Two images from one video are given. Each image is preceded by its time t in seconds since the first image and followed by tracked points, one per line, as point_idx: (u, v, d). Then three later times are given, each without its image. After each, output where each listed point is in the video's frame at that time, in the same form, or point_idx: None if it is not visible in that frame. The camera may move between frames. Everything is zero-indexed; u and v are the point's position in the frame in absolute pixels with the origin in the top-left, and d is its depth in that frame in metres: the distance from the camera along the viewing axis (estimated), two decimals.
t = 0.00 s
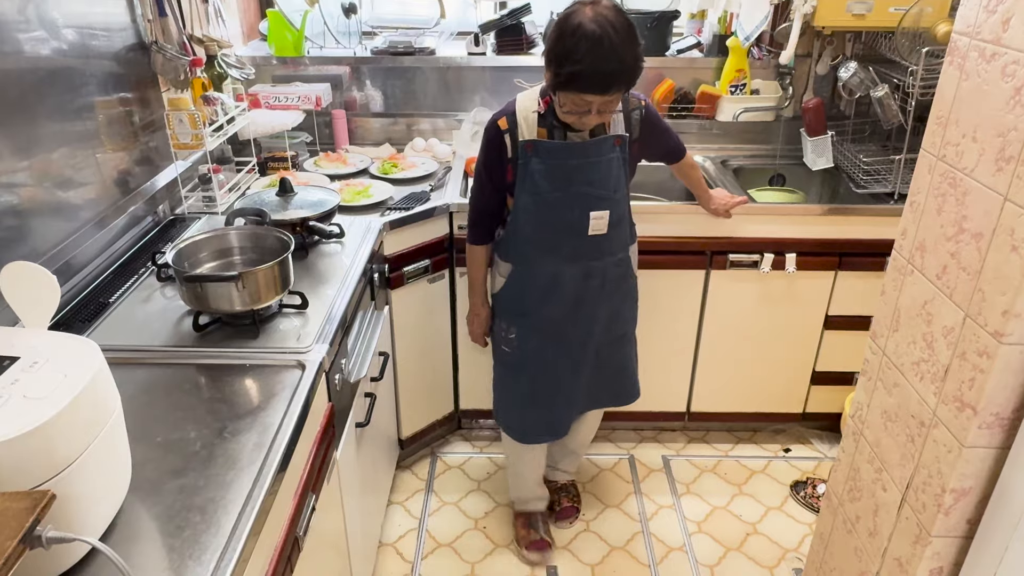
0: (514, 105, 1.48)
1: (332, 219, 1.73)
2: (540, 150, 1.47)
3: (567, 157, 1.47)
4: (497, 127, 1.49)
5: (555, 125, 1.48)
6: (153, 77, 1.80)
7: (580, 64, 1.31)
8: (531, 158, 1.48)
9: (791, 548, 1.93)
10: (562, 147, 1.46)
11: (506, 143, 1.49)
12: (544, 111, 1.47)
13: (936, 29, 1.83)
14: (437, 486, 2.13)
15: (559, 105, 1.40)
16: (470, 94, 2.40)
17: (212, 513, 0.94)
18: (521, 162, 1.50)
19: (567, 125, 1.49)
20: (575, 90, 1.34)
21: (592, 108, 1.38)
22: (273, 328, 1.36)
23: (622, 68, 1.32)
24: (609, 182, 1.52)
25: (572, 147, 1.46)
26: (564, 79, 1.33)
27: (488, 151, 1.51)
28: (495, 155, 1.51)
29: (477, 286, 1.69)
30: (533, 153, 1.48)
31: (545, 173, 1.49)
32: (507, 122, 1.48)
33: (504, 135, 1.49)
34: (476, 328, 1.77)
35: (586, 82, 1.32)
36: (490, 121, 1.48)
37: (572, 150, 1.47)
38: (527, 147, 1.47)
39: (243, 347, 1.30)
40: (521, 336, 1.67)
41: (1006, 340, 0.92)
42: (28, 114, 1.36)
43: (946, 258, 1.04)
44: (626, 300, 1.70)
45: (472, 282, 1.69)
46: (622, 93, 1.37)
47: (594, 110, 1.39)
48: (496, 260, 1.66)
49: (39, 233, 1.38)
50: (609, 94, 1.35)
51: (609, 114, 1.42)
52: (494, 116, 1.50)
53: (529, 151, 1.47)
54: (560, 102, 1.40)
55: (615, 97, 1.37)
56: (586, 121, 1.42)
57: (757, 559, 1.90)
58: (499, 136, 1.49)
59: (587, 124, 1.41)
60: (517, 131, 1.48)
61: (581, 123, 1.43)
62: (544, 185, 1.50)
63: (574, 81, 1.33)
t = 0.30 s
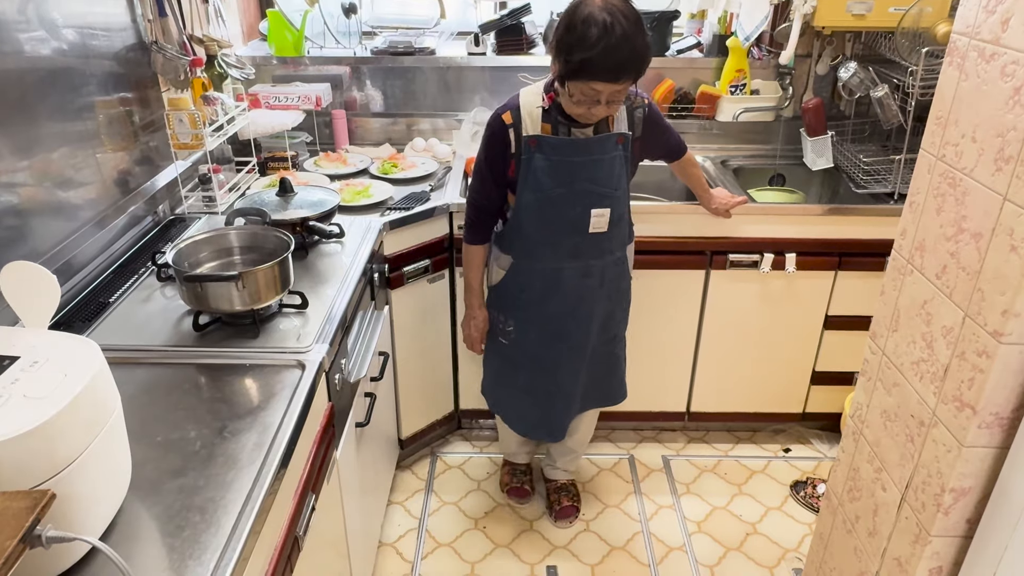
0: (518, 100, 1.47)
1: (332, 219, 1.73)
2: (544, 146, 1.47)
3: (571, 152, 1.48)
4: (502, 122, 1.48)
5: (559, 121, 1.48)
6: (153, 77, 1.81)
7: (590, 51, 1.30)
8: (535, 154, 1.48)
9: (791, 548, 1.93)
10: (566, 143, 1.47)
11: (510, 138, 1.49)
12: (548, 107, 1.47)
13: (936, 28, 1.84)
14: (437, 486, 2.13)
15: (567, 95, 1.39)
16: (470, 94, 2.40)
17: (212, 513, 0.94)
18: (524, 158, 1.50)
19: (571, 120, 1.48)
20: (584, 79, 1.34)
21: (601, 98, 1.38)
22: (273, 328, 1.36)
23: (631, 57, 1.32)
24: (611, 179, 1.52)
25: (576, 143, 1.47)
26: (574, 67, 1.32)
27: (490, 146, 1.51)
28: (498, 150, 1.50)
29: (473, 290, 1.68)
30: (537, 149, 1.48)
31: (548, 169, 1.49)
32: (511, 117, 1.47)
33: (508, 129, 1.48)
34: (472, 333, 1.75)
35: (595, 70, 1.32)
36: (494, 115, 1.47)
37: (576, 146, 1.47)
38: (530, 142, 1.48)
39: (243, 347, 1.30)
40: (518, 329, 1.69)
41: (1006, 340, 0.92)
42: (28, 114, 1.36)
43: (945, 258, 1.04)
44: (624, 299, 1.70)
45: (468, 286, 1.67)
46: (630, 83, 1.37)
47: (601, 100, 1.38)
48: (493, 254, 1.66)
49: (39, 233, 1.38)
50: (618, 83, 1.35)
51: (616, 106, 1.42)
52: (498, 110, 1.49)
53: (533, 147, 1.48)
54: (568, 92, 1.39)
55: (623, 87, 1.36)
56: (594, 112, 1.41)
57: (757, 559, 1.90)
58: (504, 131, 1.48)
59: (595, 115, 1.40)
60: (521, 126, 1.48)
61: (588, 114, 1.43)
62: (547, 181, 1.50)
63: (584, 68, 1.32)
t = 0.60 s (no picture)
0: (512, 100, 1.49)
1: (333, 220, 1.73)
2: (538, 146, 1.48)
3: (565, 152, 1.48)
4: (495, 123, 1.50)
5: (552, 121, 1.49)
6: (155, 78, 1.81)
7: (571, 45, 1.31)
8: (529, 153, 1.49)
9: (792, 549, 1.94)
10: (559, 143, 1.47)
11: (503, 138, 1.50)
12: (541, 107, 1.48)
13: (936, 30, 1.85)
14: (438, 487, 2.14)
15: (553, 92, 1.40)
16: (471, 95, 2.41)
17: (214, 513, 0.94)
18: (518, 158, 1.50)
19: (564, 118, 1.49)
20: (567, 73, 1.35)
21: (586, 93, 1.37)
22: (274, 328, 1.36)
23: (614, 51, 1.32)
24: (607, 179, 1.52)
25: (570, 143, 1.47)
26: (556, 61, 1.34)
27: (487, 147, 1.52)
28: (493, 150, 1.52)
29: (473, 292, 1.69)
30: (530, 149, 1.48)
31: (542, 169, 1.49)
32: (505, 118, 1.49)
33: (502, 130, 1.50)
34: (473, 334, 1.75)
35: (577, 64, 1.33)
36: (488, 116, 1.49)
37: (571, 146, 1.47)
38: (524, 142, 1.48)
39: (244, 347, 1.30)
40: (517, 328, 1.69)
41: (1006, 341, 0.92)
42: (31, 115, 1.36)
43: (946, 259, 1.04)
44: (625, 300, 1.71)
45: (470, 287, 1.68)
46: (615, 77, 1.37)
47: (587, 95, 1.38)
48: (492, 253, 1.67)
49: (41, 234, 1.38)
50: (601, 76, 1.35)
51: (605, 102, 1.41)
52: (492, 112, 1.51)
53: (527, 147, 1.48)
54: (554, 88, 1.40)
55: (607, 81, 1.36)
56: (581, 108, 1.41)
57: (758, 560, 1.91)
58: (497, 132, 1.50)
59: (581, 110, 1.39)
60: (514, 126, 1.49)
61: (576, 110, 1.42)
62: (542, 180, 1.50)
63: (566, 62, 1.33)
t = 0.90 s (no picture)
0: (514, 104, 1.49)
1: (336, 223, 1.73)
2: (540, 149, 1.48)
3: (567, 155, 1.48)
4: (498, 126, 1.50)
5: (555, 124, 1.50)
6: (158, 81, 1.82)
7: (567, 41, 1.32)
8: (531, 156, 1.49)
9: (793, 552, 1.94)
10: (561, 146, 1.48)
11: (506, 141, 1.50)
12: (544, 110, 1.49)
13: (936, 34, 1.86)
14: (439, 489, 2.14)
15: (553, 90, 1.40)
16: (472, 99, 2.41)
17: (218, 516, 0.95)
18: (520, 160, 1.51)
19: (566, 120, 1.50)
20: (565, 69, 1.35)
21: (584, 89, 1.37)
22: (277, 332, 1.37)
23: (611, 47, 1.32)
24: (609, 183, 1.53)
25: (572, 146, 1.47)
26: (553, 57, 1.35)
27: (489, 150, 1.52)
28: (495, 153, 1.52)
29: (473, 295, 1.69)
30: (532, 152, 1.49)
31: (544, 171, 1.50)
32: (507, 120, 1.49)
33: (504, 133, 1.50)
34: (473, 336, 1.76)
35: (573, 59, 1.33)
36: (490, 118, 1.49)
37: (572, 149, 1.48)
38: (526, 145, 1.48)
39: (246, 351, 1.30)
40: (518, 330, 1.69)
41: (1006, 346, 0.93)
42: (34, 119, 1.36)
43: (946, 264, 1.04)
44: (625, 303, 1.71)
45: (470, 290, 1.68)
46: (613, 72, 1.36)
47: (585, 92, 1.38)
48: (493, 256, 1.67)
49: (44, 237, 1.38)
50: (598, 71, 1.34)
51: (604, 99, 1.40)
52: (495, 115, 1.51)
53: (528, 150, 1.49)
54: (554, 85, 1.40)
55: (606, 76, 1.36)
56: (580, 106, 1.40)
57: (758, 562, 1.91)
58: (499, 135, 1.50)
59: (579, 107, 1.39)
60: (517, 129, 1.49)
61: (576, 108, 1.41)
62: (543, 184, 1.51)
63: (563, 58, 1.34)
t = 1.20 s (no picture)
0: (516, 106, 1.50)
1: (338, 226, 1.74)
2: (542, 150, 1.49)
3: (570, 157, 1.49)
4: (499, 128, 1.50)
5: (557, 126, 1.49)
6: (160, 84, 1.82)
7: (577, 33, 1.32)
8: (533, 158, 1.50)
9: (795, 554, 1.94)
10: (563, 147, 1.48)
11: (508, 143, 1.51)
12: (545, 112, 1.49)
13: (937, 36, 1.87)
14: (441, 491, 2.14)
15: (557, 83, 1.40)
16: (474, 101, 2.42)
17: (220, 519, 0.95)
18: (522, 162, 1.51)
19: (568, 120, 1.49)
20: (572, 60, 1.35)
21: (589, 83, 1.37)
22: (280, 334, 1.37)
23: (619, 43, 1.33)
24: (611, 183, 1.53)
25: (574, 148, 1.48)
26: (561, 48, 1.34)
27: (491, 152, 1.53)
28: (497, 155, 1.52)
29: (480, 297, 1.68)
30: (535, 154, 1.49)
31: (546, 173, 1.50)
32: (509, 123, 1.49)
33: (506, 135, 1.50)
34: (482, 341, 1.74)
35: (581, 51, 1.33)
36: (492, 121, 1.49)
37: (575, 150, 1.48)
38: (529, 147, 1.49)
39: (249, 353, 1.31)
40: (522, 332, 1.70)
41: (1006, 349, 0.93)
42: (37, 123, 1.37)
43: (946, 267, 1.05)
44: (627, 305, 1.71)
45: (476, 294, 1.68)
46: (620, 69, 1.36)
47: (591, 86, 1.38)
48: (495, 258, 1.68)
49: (47, 240, 1.39)
50: (605, 66, 1.34)
51: (607, 95, 1.40)
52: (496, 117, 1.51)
53: (531, 151, 1.49)
54: (559, 78, 1.40)
55: (612, 72, 1.36)
56: (584, 100, 1.40)
57: (760, 564, 1.91)
58: (501, 137, 1.51)
59: (583, 101, 1.39)
60: (518, 132, 1.49)
61: (579, 103, 1.41)
62: (546, 185, 1.51)
63: (571, 50, 1.34)
